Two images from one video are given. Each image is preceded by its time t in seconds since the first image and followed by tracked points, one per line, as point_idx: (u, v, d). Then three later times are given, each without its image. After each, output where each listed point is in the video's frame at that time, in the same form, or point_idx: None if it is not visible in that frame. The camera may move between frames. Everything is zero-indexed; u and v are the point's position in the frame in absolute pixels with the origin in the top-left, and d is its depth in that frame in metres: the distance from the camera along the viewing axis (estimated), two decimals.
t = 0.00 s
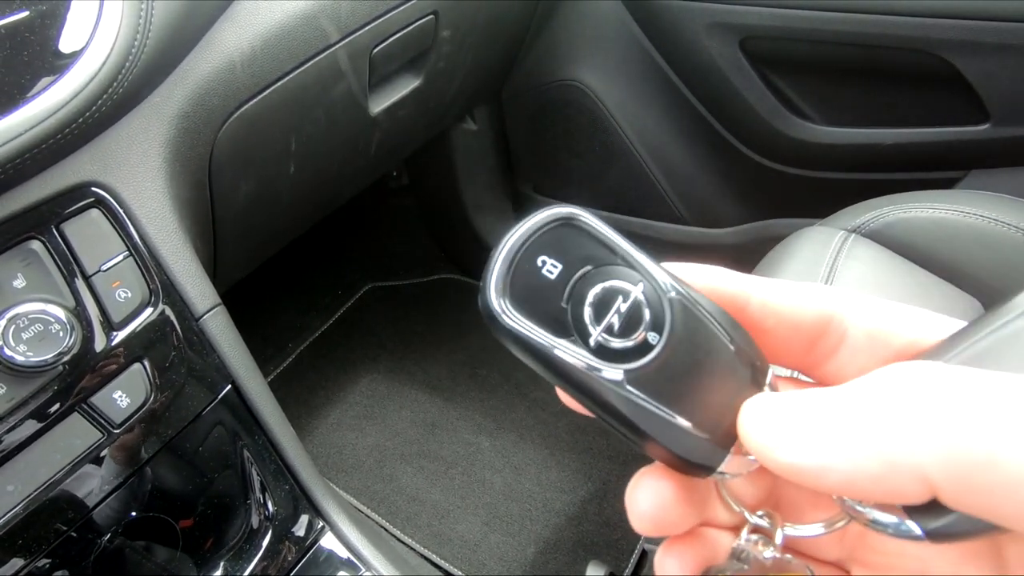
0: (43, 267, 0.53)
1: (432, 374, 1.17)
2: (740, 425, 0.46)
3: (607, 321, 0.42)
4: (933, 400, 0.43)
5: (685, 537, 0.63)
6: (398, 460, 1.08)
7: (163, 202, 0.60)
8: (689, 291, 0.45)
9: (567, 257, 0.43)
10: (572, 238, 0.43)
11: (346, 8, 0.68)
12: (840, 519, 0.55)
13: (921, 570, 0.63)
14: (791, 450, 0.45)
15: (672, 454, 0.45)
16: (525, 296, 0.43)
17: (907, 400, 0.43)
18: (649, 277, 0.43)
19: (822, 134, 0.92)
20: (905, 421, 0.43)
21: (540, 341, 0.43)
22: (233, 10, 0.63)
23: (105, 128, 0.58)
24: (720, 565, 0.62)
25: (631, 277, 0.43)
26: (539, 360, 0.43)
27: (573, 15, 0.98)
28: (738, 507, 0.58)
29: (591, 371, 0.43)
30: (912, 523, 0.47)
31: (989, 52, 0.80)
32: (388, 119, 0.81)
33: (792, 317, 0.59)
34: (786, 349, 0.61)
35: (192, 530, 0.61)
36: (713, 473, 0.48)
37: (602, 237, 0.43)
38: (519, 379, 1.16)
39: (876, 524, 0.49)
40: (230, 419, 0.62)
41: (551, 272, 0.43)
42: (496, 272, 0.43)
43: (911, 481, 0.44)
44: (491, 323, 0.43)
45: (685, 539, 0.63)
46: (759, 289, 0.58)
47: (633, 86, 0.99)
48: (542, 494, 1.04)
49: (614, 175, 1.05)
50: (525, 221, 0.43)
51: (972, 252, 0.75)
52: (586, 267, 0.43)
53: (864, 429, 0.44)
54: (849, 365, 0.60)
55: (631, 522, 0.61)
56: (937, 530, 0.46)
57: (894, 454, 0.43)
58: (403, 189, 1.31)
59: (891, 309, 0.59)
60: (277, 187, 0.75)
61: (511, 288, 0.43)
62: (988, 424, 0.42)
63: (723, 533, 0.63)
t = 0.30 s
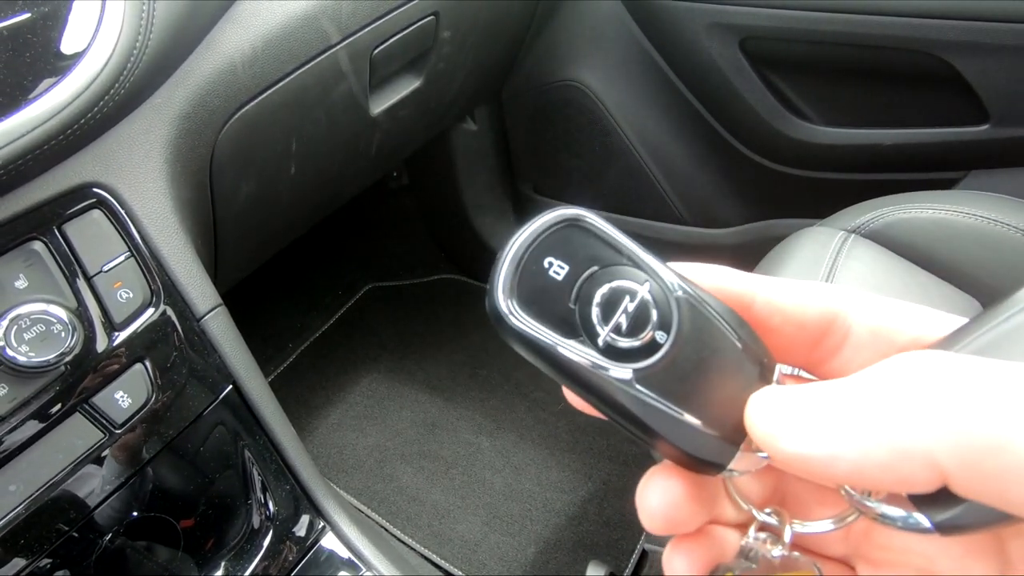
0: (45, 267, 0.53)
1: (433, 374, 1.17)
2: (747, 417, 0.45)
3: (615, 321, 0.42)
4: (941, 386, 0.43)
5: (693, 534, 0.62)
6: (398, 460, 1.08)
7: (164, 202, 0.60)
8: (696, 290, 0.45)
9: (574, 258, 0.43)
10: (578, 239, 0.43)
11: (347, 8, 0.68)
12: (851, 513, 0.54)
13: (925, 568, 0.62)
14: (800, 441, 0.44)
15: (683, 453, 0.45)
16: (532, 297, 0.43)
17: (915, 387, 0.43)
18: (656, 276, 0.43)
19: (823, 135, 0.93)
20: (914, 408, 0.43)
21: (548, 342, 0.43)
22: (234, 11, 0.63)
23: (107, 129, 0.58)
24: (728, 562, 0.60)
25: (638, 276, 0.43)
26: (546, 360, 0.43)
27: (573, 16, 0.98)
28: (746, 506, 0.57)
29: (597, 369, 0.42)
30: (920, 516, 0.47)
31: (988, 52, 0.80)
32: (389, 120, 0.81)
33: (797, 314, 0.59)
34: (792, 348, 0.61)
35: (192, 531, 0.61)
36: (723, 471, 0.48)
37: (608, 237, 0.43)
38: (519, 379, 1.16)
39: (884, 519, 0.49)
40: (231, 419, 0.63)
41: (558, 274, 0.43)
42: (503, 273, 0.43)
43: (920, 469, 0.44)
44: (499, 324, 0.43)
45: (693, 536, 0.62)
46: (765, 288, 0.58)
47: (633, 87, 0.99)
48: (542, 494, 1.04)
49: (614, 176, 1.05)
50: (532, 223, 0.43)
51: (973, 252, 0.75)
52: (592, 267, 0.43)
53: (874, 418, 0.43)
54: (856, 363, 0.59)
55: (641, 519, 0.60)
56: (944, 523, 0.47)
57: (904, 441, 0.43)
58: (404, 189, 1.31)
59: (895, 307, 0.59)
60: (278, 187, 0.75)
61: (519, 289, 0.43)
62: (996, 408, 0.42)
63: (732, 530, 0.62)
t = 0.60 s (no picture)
0: (45, 268, 0.53)
1: (433, 374, 1.17)
2: (753, 417, 0.44)
3: (617, 330, 0.42)
4: (945, 384, 0.43)
5: (699, 539, 0.61)
6: (398, 460, 1.08)
7: (164, 202, 0.60)
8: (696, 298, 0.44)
9: (574, 270, 0.43)
10: (578, 251, 0.43)
11: (347, 9, 0.68)
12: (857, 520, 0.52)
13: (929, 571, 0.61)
14: (807, 440, 0.43)
15: (688, 459, 0.44)
16: (534, 310, 0.42)
17: (920, 385, 0.43)
18: (656, 285, 0.43)
19: (825, 136, 0.93)
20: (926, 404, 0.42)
21: (551, 352, 0.42)
22: (234, 12, 0.64)
23: (107, 129, 0.58)
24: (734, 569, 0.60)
25: (638, 285, 0.43)
26: (549, 371, 0.43)
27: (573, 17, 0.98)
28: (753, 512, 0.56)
29: (601, 379, 0.42)
30: (927, 519, 0.47)
31: (989, 53, 0.80)
32: (389, 120, 0.81)
33: (798, 322, 0.59)
34: (793, 355, 0.61)
35: (192, 531, 0.61)
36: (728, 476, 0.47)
37: (607, 249, 0.43)
38: (519, 379, 1.16)
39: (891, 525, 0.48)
40: (231, 420, 0.63)
41: (560, 285, 0.42)
42: (505, 286, 0.42)
43: (928, 468, 0.43)
44: (502, 337, 0.43)
45: (699, 542, 0.61)
46: (767, 296, 0.58)
47: (633, 88, 0.99)
48: (542, 495, 1.04)
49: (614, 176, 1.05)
50: (532, 236, 0.43)
51: (973, 252, 0.75)
52: (593, 278, 0.43)
53: (882, 417, 0.43)
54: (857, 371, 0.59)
55: (648, 526, 0.59)
56: (953, 528, 0.46)
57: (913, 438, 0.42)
58: (404, 189, 1.30)
59: (896, 316, 0.59)
60: (279, 187, 0.75)
61: (522, 301, 0.42)
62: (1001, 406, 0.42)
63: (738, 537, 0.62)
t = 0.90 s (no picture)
0: (45, 268, 0.53)
1: (433, 374, 1.17)
2: (733, 443, 0.46)
3: (604, 370, 0.43)
4: (919, 417, 0.42)
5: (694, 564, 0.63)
6: (398, 460, 1.08)
7: (164, 203, 0.60)
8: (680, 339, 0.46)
9: (563, 316, 0.44)
10: (566, 297, 0.45)
11: (347, 9, 0.69)
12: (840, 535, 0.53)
13: None
14: (781, 470, 0.44)
15: (678, 489, 0.45)
16: (525, 354, 0.44)
17: (893, 418, 0.42)
18: (641, 328, 0.44)
19: (825, 136, 0.93)
20: (899, 442, 0.42)
21: (545, 394, 0.43)
22: (234, 12, 0.63)
23: (107, 130, 0.58)
24: None
25: (624, 328, 0.44)
26: (542, 411, 0.44)
27: (573, 16, 0.98)
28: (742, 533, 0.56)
29: (594, 417, 0.43)
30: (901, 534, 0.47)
31: (988, 53, 0.80)
32: (389, 121, 0.81)
33: (774, 356, 0.60)
34: (773, 386, 0.61)
35: (192, 531, 0.61)
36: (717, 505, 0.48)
37: (593, 295, 0.44)
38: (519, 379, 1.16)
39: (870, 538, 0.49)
40: (231, 420, 0.63)
41: (550, 332, 0.44)
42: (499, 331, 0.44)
43: (899, 498, 0.44)
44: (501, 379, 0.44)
45: (694, 566, 0.63)
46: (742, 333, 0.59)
47: (633, 88, 0.99)
48: (542, 495, 1.04)
49: (614, 176, 1.06)
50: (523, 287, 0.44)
51: (972, 252, 0.75)
52: (581, 323, 0.44)
53: (855, 452, 0.43)
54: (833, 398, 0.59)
55: (644, 554, 0.60)
56: (921, 540, 0.47)
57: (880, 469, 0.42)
58: (404, 189, 1.29)
59: (870, 342, 0.59)
60: (279, 188, 0.75)
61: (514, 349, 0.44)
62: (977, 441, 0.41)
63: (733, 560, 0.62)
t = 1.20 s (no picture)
0: (44, 268, 0.53)
1: (433, 374, 1.17)
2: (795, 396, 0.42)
3: (623, 327, 0.38)
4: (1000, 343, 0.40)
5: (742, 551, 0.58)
6: (399, 460, 1.08)
7: (163, 203, 0.60)
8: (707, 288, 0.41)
9: (569, 271, 0.39)
10: (571, 249, 0.40)
11: (346, 10, 0.69)
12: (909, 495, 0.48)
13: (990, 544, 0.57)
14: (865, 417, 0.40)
15: (716, 461, 0.41)
16: (529, 314, 0.39)
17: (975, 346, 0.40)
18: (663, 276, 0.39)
19: (822, 137, 0.93)
20: (985, 372, 0.40)
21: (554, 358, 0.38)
22: (234, 12, 0.64)
23: (106, 130, 0.58)
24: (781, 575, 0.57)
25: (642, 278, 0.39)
26: (556, 384, 0.39)
27: (572, 17, 0.98)
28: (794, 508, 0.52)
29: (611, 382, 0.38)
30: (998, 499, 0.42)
31: (988, 54, 0.79)
32: (388, 121, 0.81)
33: (813, 297, 0.55)
34: (813, 332, 0.57)
35: (192, 531, 0.61)
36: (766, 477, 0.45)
37: (604, 241, 0.39)
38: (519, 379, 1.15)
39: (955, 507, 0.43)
40: (231, 420, 0.63)
41: (554, 287, 0.39)
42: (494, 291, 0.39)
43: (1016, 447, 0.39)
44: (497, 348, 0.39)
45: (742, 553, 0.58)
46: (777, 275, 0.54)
47: (633, 88, 0.99)
48: (542, 495, 1.04)
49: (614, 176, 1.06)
50: (519, 242, 0.39)
51: (970, 252, 0.75)
52: (591, 276, 0.39)
53: (946, 389, 0.39)
54: (883, 338, 0.56)
55: (682, 540, 0.56)
56: None
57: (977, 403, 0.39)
58: (403, 189, 1.29)
59: (914, 275, 0.56)
60: (278, 188, 0.75)
61: (514, 311, 0.38)
62: None
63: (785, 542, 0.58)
